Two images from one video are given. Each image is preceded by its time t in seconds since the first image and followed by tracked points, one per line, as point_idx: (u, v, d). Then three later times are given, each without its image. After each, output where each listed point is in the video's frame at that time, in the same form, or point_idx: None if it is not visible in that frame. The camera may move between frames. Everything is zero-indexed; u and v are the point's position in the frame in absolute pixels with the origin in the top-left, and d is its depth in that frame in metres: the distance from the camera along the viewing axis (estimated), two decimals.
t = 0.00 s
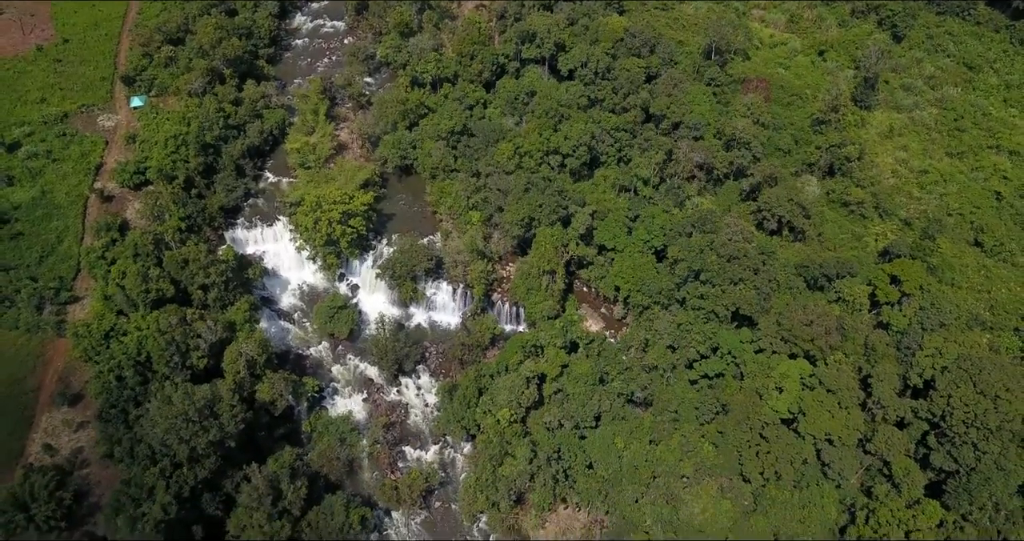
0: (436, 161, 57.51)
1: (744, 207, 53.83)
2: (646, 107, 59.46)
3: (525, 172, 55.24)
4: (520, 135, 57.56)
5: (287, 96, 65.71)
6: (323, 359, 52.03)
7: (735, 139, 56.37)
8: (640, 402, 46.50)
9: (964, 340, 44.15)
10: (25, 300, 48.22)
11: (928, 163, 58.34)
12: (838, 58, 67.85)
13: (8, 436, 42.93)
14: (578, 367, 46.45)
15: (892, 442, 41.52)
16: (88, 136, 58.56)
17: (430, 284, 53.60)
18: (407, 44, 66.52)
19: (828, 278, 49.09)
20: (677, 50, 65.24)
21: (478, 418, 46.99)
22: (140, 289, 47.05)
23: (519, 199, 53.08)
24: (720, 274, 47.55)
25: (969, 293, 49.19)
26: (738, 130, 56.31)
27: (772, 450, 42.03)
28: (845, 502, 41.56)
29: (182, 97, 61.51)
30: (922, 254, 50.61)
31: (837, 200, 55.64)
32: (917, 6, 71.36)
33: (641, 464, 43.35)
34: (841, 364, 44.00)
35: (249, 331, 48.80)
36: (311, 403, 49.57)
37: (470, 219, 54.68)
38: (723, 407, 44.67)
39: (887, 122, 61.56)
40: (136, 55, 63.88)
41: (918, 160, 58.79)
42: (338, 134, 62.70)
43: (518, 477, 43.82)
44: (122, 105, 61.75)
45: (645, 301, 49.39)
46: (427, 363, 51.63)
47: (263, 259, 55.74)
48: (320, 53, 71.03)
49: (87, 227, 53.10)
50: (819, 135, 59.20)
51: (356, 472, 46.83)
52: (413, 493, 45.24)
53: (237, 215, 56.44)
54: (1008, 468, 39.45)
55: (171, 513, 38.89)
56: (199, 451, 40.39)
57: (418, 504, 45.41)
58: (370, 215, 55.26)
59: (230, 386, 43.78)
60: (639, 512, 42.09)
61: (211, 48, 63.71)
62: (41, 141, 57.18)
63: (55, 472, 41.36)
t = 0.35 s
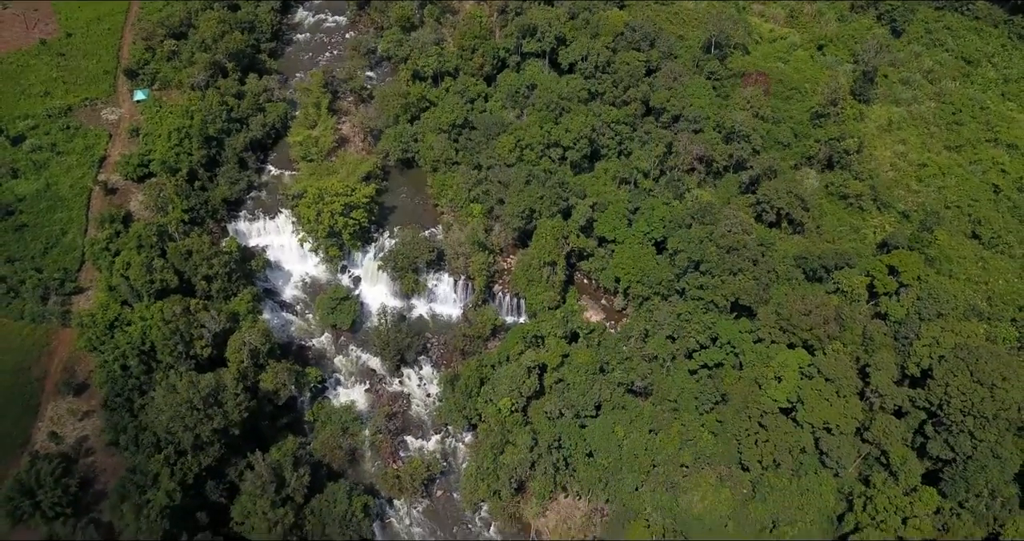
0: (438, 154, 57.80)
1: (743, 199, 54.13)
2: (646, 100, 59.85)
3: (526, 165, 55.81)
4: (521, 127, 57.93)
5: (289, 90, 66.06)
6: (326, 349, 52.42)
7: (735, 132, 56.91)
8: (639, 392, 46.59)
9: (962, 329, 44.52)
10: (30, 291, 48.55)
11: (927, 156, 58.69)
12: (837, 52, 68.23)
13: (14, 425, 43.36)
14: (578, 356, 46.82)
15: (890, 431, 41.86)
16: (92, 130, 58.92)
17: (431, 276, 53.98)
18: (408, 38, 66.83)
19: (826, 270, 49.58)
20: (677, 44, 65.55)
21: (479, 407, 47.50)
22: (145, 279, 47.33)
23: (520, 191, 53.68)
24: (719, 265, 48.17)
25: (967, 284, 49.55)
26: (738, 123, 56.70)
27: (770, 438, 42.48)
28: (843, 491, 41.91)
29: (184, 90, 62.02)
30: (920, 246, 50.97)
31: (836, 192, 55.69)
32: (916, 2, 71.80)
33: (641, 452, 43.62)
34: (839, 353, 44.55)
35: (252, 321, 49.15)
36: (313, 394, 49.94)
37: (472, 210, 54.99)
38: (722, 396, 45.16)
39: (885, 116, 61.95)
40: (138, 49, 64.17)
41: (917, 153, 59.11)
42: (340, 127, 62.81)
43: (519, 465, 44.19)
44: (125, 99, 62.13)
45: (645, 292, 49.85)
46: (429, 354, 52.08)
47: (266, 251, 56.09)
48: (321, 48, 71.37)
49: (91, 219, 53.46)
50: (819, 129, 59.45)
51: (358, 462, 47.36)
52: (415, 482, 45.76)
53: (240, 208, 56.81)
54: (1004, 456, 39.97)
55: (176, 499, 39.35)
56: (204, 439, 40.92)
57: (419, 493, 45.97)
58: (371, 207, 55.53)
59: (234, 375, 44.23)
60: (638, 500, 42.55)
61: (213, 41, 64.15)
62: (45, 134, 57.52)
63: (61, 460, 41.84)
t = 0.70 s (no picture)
0: (439, 145, 58.41)
1: (742, 190, 54.56)
2: (646, 92, 60.32)
3: (527, 156, 55.94)
4: (522, 118, 58.22)
5: (291, 82, 66.51)
6: (328, 339, 52.87)
7: (735, 123, 57.00)
8: (639, 379, 47.05)
9: (958, 317, 45.15)
10: (35, 280, 48.97)
11: (924, 148, 59.13)
12: (836, 45, 68.64)
13: (21, 411, 43.92)
14: (578, 344, 47.32)
15: (886, 418, 42.51)
16: (95, 121, 59.40)
17: (433, 266, 54.50)
18: (410, 31, 67.23)
19: (824, 259, 50.21)
20: (677, 37, 66.15)
21: (480, 395, 47.98)
22: (149, 268, 47.73)
23: (520, 182, 53.82)
24: (718, 253, 48.29)
25: (964, 274, 50.04)
26: (737, 115, 57.11)
27: (768, 424, 43.15)
28: (840, 477, 42.49)
29: (188, 82, 62.53)
30: (917, 236, 51.56)
31: (834, 183, 56.16)
32: None
33: (641, 438, 43.97)
34: (837, 340, 44.77)
35: (256, 310, 49.76)
36: (316, 382, 50.46)
37: (473, 201, 55.77)
38: (721, 384, 45.89)
39: (884, 108, 62.41)
40: (141, 42, 64.59)
41: (915, 145, 59.50)
42: (342, 120, 63.20)
43: (520, 449, 44.99)
44: (129, 91, 62.62)
45: (644, 281, 50.51)
46: (431, 343, 52.57)
47: (268, 242, 56.46)
48: (323, 41, 71.91)
49: (95, 210, 53.96)
50: (817, 121, 59.89)
51: (361, 448, 47.96)
52: (417, 469, 46.24)
53: (243, 199, 57.29)
54: (998, 441, 40.54)
55: (181, 484, 39.99)
56: (208, 424, 41.47)
57: (421, 479, 46.59)
58: (373, 198, 56.01)
59: (238, 362, 45.05)
60: (638, 485, 42.84)
61: (217, 34, 64.69)
62: (49, 126, 57.97)
63: (67, 445, 42.27)
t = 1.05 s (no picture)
0: (440, 137, 58.78)
1: (740, 181, 54.98)
2: (646, 84, 60.76)
3: (528, 148, 56.52)
4: (523, 110, 58.57)
5: (293, 75, 66.74)
6: (330, 329, 53.30)
7: (734, 115, 57.40)
8: (638, 367, 47.40)
9: (955, 306, 45.47)
10: (40, 269, 49.35)
11: (922, 140, 59.51)
12: (835, 39, 69.04)
13: (26, 399, 44.37)
14: (578, 332, 47.86)
15: (883, 405, 42.85)
16: (99, 113, 59.78)
17: (434, 257, 54.90)
18: (411, 24, 67.61)
19: (822, 250, 50.43)
20: (677, 30, 66.56)
21: (481, 383, 48.35)
22: (153, 257, 48.15)
23: (521, 173, 54.43)
24: (717, 243, 49.02)
25: (961, 264, 50.33)
26: (736, 106, 57.52)
27: (766, 411, 43.35)
28: (837, 464, 43.02)
29: (190, 75, 62.91)
30: (915, 227, 52.05)
31: (833, 175, 56.59)
32: None
33: (640, 426, 44.45)
34: (834, 329, 45.21)
35: (258, 299, 50.07)
36: (318, 371, 50.85)
37: (474, 193, 56.00)
38: (720, 372, 46.52)
39: (882, 101, 62.81)
40: (144, 35, 64.96)
41: (912, 137, 59.88)
42: (344, 112, 63.41)
43: (521, 437, 45.31)
44: (132, 84, 63.01)
45: (644, 271, 50.78)
46: (432, 333, 52.96)
47: (271, 233, 56.89)
48: (325, 34, 72.35)
49: (99, 201, 54.42)
50: (816, 113, 60.24)
51: (363, 436, 48.30)
52: (418, 456, 46.68)
53: (245, 191, 57.62)
54: (994, 428, 40.94)
55: (185, 470, 40.28)
56: (212, 410, 41.96)
57: (422, 467, 47.04)
58: (376, 189, 56.63)
59: (242, 350, 45.58)
60: (637, 472, 43.31)
61: (219, 26, 65.15)
62: (52, 118, 58.35)
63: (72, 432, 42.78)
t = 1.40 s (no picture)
0: (442, 128, 59.26)
1: (739, 171, 55.42)
2: (646, 76, 61.33)
3: (528, 138, 56.92)
4: (523, 101, 59.10)
5: (295, 67, 67.48)
6: (332, 317, 53.79)
7: (732, 106, 57.94)
8: (637, 354, 48.11)
9: (950, 294, 46.23)
10: (45, 258, 49.93)
11: (920, 131, 59.96)
12: (833, 32, 69.65)
13: (32, 384, 44.93)
14: (578, 319, 48.28)
15: (879, 391, 43.35)
16: (102, 104, 60.29)
17: (435, 247, 55.48)
18: (412, 17, 68.22)
19: (820, 239, 50.81)
20: (676, 23, 67.16)
21: (482, 370, 48.90)
22: (157, 245, 48.63)
23: (522, 162, 55.11)
24: (716, 231, 49.36)
25: (957, 253, 50.73)
26: (735, 98, 58.04)
27: (764, 397, 43.94)
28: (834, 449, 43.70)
29: (194, 66, 63.33)
30: (912, 217, 52.67)
31: (830, 165, 57.22)
32: None
33: (639, 411, 45.01)
34: (831, 315, 45.64)
35: (262, 286, 50.70)
36: (321, 359, 51.40)
37: (475, 182, 56.56)
38: (718, 359, 46.98)
39: (880, 93, 63.32)
40: (148, 27, 65.46)
41: (910, 129, 60.31)
42: (346, 103, 63.85)
43: (521, 422, 45.55)
44: (135, 75, 63.52)
45: (644, 259, 51.30)
46: (433, 321, 53.71)
47: (274, 223, 57.43)
48: (327, 27, 73.06)
49: (104, 190, 54.98)
50: (814, 105, 60.84)
51: (364, 423, 48.82)
52: (420, 442, 47.28)
53: (248, 181, 58.11)
54: (989, 412, 41.48)
55: (190, 452, 40.82)
56: (216, 395, 42.53)
57: (423, 453, 47.67)
58: (377, 180, 57.28)
59: (245, 337, 45.74)
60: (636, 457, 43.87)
61: (222, 19, 66.26)
62: (57, 109, 58.87)
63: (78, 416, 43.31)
